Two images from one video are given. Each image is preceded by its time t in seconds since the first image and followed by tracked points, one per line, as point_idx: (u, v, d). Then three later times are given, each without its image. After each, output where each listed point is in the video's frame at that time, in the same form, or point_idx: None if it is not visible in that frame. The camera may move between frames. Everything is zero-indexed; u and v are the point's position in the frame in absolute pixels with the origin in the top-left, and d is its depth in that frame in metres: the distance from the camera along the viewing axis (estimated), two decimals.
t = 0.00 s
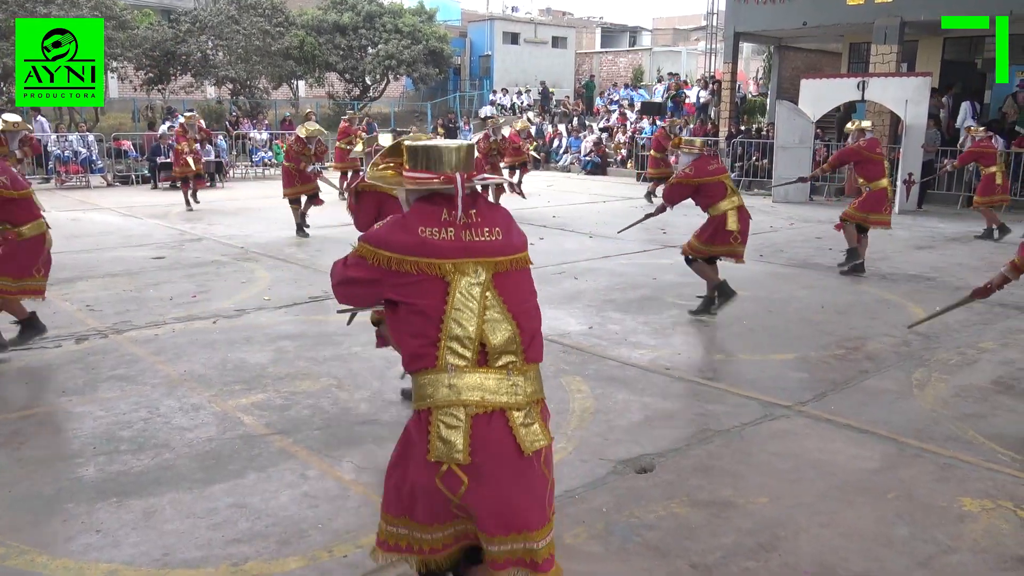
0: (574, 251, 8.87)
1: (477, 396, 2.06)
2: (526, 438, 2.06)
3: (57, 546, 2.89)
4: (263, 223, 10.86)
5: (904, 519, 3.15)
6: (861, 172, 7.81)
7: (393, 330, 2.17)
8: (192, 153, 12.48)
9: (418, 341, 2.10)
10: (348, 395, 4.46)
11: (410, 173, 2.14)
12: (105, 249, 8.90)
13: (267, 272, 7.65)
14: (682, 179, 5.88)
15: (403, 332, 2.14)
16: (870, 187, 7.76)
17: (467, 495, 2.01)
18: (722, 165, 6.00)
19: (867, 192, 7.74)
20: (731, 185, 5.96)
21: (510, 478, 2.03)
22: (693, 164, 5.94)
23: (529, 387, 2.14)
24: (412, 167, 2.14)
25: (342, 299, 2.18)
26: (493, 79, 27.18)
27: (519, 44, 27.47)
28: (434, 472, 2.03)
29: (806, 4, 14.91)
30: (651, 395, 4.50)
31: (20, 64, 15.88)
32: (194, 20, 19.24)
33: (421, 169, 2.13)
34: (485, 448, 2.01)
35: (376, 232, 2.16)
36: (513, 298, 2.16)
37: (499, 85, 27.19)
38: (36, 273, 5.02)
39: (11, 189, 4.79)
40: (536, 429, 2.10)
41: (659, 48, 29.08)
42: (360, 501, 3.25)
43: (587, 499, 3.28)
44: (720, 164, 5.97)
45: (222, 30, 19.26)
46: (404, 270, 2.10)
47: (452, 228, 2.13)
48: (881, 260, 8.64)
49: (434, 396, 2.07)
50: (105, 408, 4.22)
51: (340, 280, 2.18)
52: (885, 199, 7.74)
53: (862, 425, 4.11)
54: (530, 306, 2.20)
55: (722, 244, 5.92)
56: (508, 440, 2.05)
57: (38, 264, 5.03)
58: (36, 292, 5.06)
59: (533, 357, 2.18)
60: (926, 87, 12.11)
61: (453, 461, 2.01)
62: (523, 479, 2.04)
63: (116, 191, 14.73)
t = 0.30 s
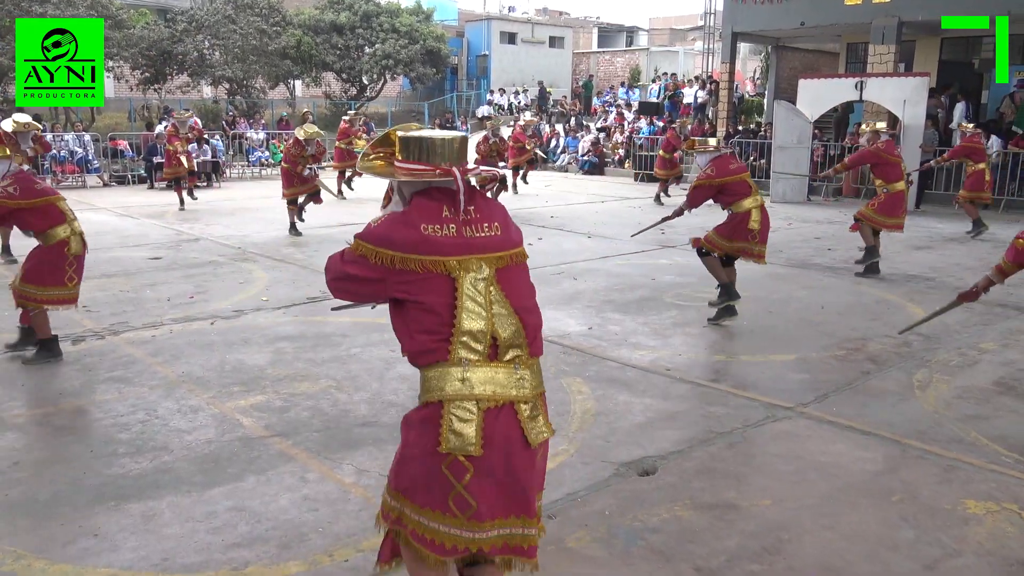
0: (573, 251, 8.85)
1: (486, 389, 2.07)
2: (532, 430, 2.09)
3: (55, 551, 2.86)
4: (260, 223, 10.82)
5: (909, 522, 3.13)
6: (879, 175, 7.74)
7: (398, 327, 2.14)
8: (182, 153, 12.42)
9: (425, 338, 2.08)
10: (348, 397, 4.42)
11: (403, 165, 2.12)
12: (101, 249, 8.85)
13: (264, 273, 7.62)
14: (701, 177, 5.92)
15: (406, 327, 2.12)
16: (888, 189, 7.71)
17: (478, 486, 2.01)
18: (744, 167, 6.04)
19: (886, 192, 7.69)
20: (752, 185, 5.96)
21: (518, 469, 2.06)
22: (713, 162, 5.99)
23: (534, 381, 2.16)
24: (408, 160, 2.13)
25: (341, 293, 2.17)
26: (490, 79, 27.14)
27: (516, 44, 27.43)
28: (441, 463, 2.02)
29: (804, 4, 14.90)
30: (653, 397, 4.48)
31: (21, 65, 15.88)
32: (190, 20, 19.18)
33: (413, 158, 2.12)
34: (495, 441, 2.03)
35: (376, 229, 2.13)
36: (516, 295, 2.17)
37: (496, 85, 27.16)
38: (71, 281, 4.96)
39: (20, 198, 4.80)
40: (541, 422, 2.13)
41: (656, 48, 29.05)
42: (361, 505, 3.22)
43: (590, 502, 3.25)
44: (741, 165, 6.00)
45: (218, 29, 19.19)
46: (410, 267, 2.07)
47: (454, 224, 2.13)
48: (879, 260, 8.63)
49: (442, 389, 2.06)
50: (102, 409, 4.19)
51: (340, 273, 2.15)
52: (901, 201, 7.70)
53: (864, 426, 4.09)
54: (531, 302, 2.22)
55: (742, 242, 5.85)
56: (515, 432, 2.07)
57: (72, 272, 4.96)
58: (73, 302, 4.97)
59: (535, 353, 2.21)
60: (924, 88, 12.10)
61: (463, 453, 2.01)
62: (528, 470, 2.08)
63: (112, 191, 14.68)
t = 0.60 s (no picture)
0: (570, 251, 8.83)
1: (467, 421, 2.06)
2: (510, 462, 2.08)
3: (48, 555, 2.84)
4: (256, 224, 10.80)
5: (908, 523, 3.12)
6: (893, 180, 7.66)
7: (386, 352, 2.14)
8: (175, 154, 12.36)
9: (409, 368, 2.08)
10: (344, 398, 4.40)
11: (399, 199, 2.08)
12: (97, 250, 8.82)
13: (260, 273, 7.61)
14: (717, 183, 5.73)
15: (394, 355, 2.12)
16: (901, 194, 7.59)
17: (452, 518, 2.01)
18: (763, 178, 5.77)
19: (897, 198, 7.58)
20: (768, 197, 5.72)
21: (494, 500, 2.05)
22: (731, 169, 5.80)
23: (517, 412, 2.14)
24: (405, 194, 2.08)
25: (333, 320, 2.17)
26: (486, 79, 27.14)
27: (511, 44, 27.43)
28: (420, 491, 2.03)
29: (799, 3, 14.91)
30: (650, 398, 4.47)
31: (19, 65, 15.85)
32: (186, 20, 19.13)
33: (412, 193, 2.09)
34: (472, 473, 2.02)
35: (369, 257, 2.12)
36: (504, 326, 2.13)
37: (492, 85, 27.16)
38: (106, 273, 5.09)
39: (42, 199, 4.84)
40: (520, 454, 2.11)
41: (652, 48, 29.07)
42: (357, 507, 3.20)
43: (588, 504, 3.24)
44: (759, 175, 5.75)
45: (214, 30, 19.15)
46: (397, 298, 2.07)
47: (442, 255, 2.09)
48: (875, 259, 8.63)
49: (424, 419, 2.06)
50: (97, 412, 4.16)
51: (330, 304, 2.15)
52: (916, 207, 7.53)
53: (862, 427, 4.07)
54: (519, 332, 2.19)
55: (745, 256, 5.69)
56: (493, 465, 2.06)
57: (107, 264, 5.08)
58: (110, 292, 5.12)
59: (521, 384, 2.18)
60: (919, 87, 12.11)
61: (441, 482, 2.01)
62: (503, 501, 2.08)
63: (107, 192, 14.64)
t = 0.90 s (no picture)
0: (568, 252, 8.83)
1: (479, 414, 2.04)
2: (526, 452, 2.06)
3: (41, 557, 2.82)
4: (254, 224, 10.79)
5: (906, 525, 3.11)
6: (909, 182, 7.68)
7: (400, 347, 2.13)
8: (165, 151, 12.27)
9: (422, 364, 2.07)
10: (341, 400, 4.39)
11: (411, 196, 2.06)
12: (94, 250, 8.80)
13: (258, 274, 7.61)
14: (746, 191, 5.54)
15: (407, 352, 2.11)
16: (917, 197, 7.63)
17: (472, 508, 2.01)
18: (791, 180, 5.56)
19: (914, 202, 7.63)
20: (797, 201, 5.55)
21: (511, 489, 2.03)
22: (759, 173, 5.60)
23: (531, 402, 2.12)
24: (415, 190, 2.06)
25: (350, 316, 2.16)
26: (485, 79, 27.13)
27: (510, 44, 27.42)
28: (441, 485, 2.03)
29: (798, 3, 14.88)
30: (647, 399, 4.46)
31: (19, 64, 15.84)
32: (185, 20, 19.10)
33: (425, 188, 2.06)
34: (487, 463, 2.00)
35: (382, 253, 2.11)
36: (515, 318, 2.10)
37: (491, 85, 27.16)
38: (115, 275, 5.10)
39: (72, 195, 4.97)
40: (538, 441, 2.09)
41: (651, 48, 29.05)
42: (353, 509, 3.19)
43: (584, 505, 3.22)
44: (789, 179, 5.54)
45: (213, 30, 19.13)
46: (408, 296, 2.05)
47: (453, 252, 2.06)
48: (874, 259, 8.63)
49: (438, 414, 2.05)
50: (93, 413, 4.15)
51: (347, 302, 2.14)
52: (934, 209, 7.57)
53: (860, 428, 4.06)
54: (532, 323, 2.16)
55: (782, 264, 5.54)
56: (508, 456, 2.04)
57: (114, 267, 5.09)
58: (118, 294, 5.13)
59: (534, 374, 2.15)
60: (918, 87, 12.08)
61: (458, 474, 2.01)
62: (520, 489, 2.04)
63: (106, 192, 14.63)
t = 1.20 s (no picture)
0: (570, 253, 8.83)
1: (507, 398, 2.07)
2: (551, 436, 2.10)
3: (42, 556, 2.82)
4: (257, 224, 10.81)
5: (907, 527, 3.10)
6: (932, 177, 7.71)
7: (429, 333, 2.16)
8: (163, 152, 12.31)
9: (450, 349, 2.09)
10: (343, 400, 4.40)
11: (440, 189, 2.12)
12: (97, 250, 8.81)
13: (260, 273, 7.62)
14: (783, 180, 5.61)
15: (435, 335, 2.14)
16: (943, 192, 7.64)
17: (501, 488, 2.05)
18: (828, 173, 5.67)
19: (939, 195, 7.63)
20: (832, 194, 5.64)
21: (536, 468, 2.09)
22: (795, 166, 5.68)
23: (555, 387, 2.16)
24: (445, 186, 2.11)
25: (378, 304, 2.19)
26: (489, 79, 27.12)
27: (514, 45, 27.41)
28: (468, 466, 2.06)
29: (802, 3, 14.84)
30: (649, 399, 4.45)
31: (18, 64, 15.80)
32: (188, 20, 19.12)
33: (453, 183, 2.11)
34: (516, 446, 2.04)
35: (411, 244, 2.14)
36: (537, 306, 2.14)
37: (494, 85, 27.15)
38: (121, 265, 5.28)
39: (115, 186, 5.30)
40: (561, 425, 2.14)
41: (655, 48, 29.03)
42: (354, 509, 3.19)
43: (585, 506, 3.22)
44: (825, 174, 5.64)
45: (216, 30, 19.15)
46: (435, 282, 2.09)
47: (478, 240, 2.10)
48: (877, 261, 8.61)
49: (466, 400, 2.07)
50: (94, 413, 4.16)
51: (376, 290, 2.18)
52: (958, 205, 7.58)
53: (862, 430, 4.05)
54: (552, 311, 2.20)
55: (809, 255, 5.62)
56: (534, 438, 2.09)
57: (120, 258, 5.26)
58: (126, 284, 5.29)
59: (556, 359, 2.19)
60: (922, 88, 12.06)
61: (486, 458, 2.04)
62: (541, 469, 2.11)
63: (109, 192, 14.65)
